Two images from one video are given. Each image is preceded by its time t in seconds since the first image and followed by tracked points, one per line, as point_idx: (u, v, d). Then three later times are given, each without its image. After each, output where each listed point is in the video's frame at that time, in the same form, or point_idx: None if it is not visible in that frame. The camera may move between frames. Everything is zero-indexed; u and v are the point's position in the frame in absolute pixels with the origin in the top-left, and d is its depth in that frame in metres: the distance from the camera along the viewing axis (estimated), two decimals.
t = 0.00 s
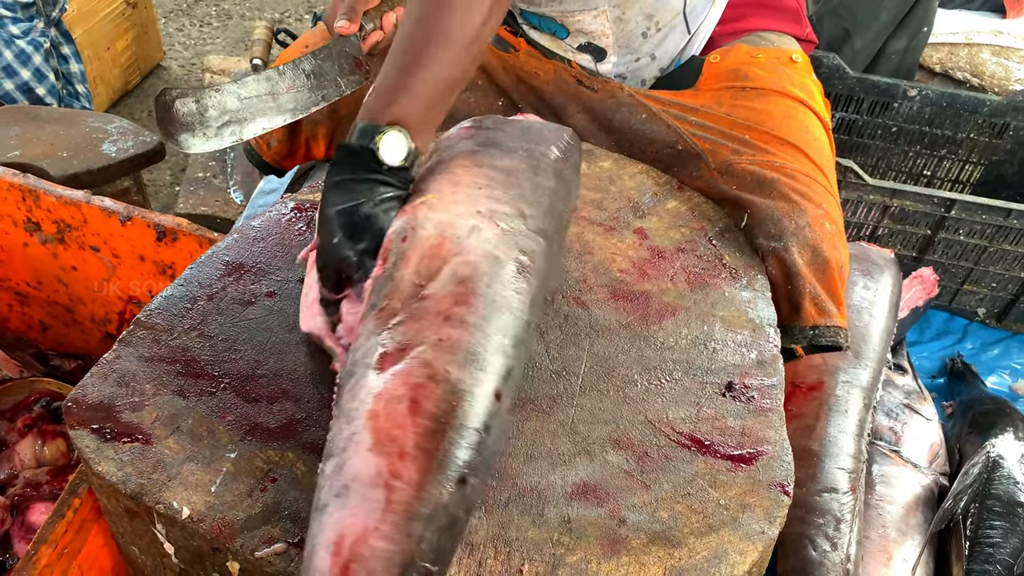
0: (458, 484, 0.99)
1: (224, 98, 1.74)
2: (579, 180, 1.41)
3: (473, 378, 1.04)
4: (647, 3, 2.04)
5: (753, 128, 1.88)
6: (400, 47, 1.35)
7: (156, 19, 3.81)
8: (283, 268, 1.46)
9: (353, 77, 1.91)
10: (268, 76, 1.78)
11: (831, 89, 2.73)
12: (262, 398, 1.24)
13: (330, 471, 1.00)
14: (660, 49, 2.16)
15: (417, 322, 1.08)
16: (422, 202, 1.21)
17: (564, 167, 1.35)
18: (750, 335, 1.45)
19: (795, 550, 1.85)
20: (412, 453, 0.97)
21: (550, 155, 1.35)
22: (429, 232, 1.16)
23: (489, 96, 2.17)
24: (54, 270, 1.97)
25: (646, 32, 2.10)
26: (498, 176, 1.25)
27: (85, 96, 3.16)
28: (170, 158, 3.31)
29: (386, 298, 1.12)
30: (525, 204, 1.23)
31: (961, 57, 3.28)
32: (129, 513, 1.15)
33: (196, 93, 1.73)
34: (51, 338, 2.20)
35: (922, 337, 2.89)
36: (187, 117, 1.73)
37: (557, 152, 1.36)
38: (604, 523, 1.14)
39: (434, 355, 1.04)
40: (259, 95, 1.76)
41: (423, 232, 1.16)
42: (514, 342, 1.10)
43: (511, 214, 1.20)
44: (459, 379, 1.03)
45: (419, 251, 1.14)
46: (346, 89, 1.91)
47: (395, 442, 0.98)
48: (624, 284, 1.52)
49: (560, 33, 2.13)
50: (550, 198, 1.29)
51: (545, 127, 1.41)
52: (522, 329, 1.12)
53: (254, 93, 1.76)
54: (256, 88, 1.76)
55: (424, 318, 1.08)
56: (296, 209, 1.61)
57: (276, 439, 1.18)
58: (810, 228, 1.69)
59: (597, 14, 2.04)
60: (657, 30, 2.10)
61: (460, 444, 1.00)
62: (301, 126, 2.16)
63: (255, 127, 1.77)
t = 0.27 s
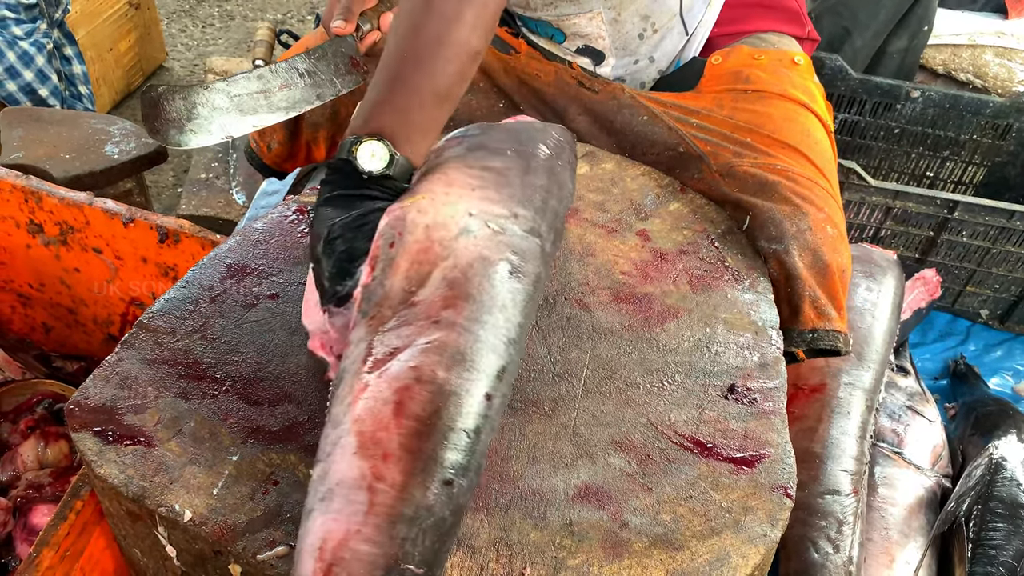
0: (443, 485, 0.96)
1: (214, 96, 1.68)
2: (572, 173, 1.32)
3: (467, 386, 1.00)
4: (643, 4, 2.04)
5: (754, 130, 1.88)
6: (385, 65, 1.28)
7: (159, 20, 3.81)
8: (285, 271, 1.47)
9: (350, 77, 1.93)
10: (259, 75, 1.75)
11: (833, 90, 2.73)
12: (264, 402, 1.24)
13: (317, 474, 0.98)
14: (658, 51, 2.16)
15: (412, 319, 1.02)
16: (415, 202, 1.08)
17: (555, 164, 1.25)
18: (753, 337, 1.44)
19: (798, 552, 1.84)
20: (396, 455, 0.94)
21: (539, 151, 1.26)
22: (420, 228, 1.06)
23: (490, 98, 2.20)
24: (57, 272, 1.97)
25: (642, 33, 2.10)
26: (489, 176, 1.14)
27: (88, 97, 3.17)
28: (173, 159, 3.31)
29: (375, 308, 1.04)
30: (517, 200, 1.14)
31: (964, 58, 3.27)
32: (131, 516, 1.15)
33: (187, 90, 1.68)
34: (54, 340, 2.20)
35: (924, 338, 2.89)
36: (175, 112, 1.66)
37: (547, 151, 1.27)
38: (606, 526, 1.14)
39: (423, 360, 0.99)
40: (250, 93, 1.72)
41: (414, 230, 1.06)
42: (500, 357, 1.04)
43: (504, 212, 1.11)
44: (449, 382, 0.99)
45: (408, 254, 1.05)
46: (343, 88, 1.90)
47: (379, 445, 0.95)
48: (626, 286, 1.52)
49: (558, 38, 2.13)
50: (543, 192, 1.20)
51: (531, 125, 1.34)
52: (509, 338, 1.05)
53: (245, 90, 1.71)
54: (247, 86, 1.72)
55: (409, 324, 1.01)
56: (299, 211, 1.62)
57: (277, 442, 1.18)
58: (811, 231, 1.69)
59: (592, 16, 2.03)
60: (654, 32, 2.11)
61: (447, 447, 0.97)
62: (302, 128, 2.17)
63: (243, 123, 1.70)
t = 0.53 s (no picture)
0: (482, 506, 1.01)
1: (221, 82, 1.68)
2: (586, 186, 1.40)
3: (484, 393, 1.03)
4: None
5: (755, 128, 1.86)
6: (432, 43, 1.32)
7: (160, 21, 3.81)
8: (286, 272, 1.46)
9: (356, 71, 1.91)
10: (266, 64, 1.73)
11: (836, 91, 2.73)
12: (265, 404, 1.24)
13: (355, 482, 0.99)
14: (662, 42, 2.19)
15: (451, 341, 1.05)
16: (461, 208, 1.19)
17: (578, 177, 1.36)
18: (755, 339, 1.44)
19: (799, 554, 1.83)
20: (443, 473, 0.98)
21: (563, 164, 1.35)
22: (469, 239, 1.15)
23: (491, 97, 2.21)
24: (58, 273, 1.97)
25: (647, 24, 2.13)
26: (521, 187, 1.25)
27: (89, 98, 3.17)
28: (175, 161, 3.31)
29: (421, 304, 1.09)
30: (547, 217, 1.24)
31: (967, 58, 3.26)
32: (132, 519, 1.14)
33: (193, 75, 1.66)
34: (55, 341, 2.20)
35: (926, 339, 2.88)
36: (182, 97, 1.64)
37: (570, 163, 1.37)
38: (607, 529, 1.14)
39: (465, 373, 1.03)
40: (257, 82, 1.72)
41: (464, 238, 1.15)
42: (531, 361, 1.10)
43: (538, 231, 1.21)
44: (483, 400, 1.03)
45: (458, 260, 1.12)
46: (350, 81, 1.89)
47: (426, 460, 0.98)
48: (628, 288, 1.52)
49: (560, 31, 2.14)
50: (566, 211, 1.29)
51: (554, 136, 1.41)
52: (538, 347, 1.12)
53: (251, 79, 1.70)
54: (253, 75, 1.70)
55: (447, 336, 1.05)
56: (299, 214, 1.60)
57: (278, 444, 1.18)
58: (815, 230, 1.68)
59: (596, 6, 2.05)
60: (658, 22, 2.13)
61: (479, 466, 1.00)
62: (305, 122, 2.15)
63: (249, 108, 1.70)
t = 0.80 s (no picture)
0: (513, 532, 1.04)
1: (221, 81, 1.79)
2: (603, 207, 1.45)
3: (509, 410, 1.06)
4: None
5: (755, 127, 1.87)
6: (500, 51, 1.33)
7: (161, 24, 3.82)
8: (286, 277, 1.47)
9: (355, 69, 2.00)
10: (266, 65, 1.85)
11: (836, 93, 2.73)
12: (265, 408, 1.24)
13: (398, 497, 0.98)
14: (663, 39, 2.23)
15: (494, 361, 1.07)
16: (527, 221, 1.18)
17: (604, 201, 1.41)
18: (754, 343, 1.44)
19: (800, 557, 1.83)
20: (489, 503, 1.00)
21: (593, 187, 1.39)
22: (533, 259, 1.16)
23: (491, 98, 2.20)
24: (59, 277, 1.97)
25: (648, 21, 2.18)
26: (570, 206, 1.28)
27: (89, 102, 3.18)
28: (175, 163, 3.32)
29: (476, 316, 1.10)
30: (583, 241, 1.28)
31: (966, 61, 3.26)
32: (132, 524, 1.14)
33: (197, 78, 1.78)
34: (56, 345, 2.20)
35: (927, 342, 2.88)
36: (182, 99, 1.75)
37: (599, 186, 1.42)
38: (607, 534, 1.14)
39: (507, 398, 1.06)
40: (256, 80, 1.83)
41: (531, 257, 1.15)
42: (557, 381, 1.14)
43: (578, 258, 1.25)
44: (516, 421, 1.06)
45: (519, 280, 1.13)
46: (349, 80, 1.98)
47: (474, 487, 1.00)
48: (628, 291, 1.52)
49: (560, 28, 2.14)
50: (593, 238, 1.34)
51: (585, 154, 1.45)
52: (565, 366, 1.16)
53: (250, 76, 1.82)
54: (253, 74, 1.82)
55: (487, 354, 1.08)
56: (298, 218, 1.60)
57: (278, 449, 1.18)
58: (816, 228, 1.68)
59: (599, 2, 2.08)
60: (659, 19, 2.18)
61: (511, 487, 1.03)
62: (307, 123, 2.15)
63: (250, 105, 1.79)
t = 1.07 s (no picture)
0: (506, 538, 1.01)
1: (218, 102, 1.79)
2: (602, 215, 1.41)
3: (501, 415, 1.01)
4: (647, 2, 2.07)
5: (754, 126, 1.86)
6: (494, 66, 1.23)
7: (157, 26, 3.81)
8: (280, 280, 1.46)
9: (354, 78, 2.01)
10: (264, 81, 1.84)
11: (833, 93, 2.73)
12: (260, 413, 1.23)
13: (386, 504, 0.94)
14: (662, 49, 2.16)
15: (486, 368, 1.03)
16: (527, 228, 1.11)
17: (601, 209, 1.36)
18: (751, 344, 1.44)
19: (798, 558, 1.83)
20: (479, 505, 0.96)
21: (592, 193, 1.35)
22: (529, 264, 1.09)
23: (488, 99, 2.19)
24: (53, 281, 1.97)
25: (647, 31, 2.12)
26: (567, 211, 1.22)
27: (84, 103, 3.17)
28: (171, 166, 3.31)
29: (461, 323, 1.04)
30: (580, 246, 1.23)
31: (963, 61, 3.27)
32: (126, 530, 1.14)
33: (196, 100, 1.79)
34: (51, 349, 2.19)
35: (924, 341, 2.88)
36: (181, 122, 1.79)
37: (597, 193, 1.37)
38: (604, 537, 1.14)
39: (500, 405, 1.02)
40: (254, 99, 1.83)
41: (528, 265, 1.08)
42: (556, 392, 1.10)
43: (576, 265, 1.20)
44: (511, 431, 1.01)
45: (510, 287, 1.07)
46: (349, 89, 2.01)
47: (463, 490, 0.96)
48: (624, 293, 1.52)
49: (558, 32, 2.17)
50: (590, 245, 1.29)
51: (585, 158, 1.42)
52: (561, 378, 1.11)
53: (248, 95, 1.82)
54: (250, 93, 1.82)
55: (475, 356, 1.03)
56: (294, 221, 1.60)
57: (273, 453, 1.18)
58: (813, 228, 1.68)
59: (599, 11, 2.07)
60: (658, 29, 2.12)
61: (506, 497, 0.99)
62: (303, 130, 2.14)
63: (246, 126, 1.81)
